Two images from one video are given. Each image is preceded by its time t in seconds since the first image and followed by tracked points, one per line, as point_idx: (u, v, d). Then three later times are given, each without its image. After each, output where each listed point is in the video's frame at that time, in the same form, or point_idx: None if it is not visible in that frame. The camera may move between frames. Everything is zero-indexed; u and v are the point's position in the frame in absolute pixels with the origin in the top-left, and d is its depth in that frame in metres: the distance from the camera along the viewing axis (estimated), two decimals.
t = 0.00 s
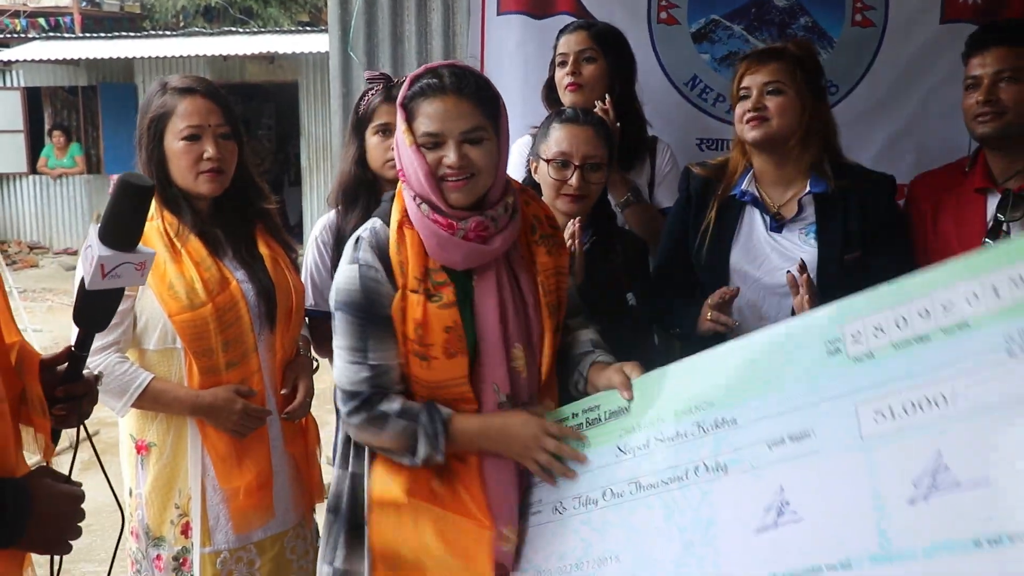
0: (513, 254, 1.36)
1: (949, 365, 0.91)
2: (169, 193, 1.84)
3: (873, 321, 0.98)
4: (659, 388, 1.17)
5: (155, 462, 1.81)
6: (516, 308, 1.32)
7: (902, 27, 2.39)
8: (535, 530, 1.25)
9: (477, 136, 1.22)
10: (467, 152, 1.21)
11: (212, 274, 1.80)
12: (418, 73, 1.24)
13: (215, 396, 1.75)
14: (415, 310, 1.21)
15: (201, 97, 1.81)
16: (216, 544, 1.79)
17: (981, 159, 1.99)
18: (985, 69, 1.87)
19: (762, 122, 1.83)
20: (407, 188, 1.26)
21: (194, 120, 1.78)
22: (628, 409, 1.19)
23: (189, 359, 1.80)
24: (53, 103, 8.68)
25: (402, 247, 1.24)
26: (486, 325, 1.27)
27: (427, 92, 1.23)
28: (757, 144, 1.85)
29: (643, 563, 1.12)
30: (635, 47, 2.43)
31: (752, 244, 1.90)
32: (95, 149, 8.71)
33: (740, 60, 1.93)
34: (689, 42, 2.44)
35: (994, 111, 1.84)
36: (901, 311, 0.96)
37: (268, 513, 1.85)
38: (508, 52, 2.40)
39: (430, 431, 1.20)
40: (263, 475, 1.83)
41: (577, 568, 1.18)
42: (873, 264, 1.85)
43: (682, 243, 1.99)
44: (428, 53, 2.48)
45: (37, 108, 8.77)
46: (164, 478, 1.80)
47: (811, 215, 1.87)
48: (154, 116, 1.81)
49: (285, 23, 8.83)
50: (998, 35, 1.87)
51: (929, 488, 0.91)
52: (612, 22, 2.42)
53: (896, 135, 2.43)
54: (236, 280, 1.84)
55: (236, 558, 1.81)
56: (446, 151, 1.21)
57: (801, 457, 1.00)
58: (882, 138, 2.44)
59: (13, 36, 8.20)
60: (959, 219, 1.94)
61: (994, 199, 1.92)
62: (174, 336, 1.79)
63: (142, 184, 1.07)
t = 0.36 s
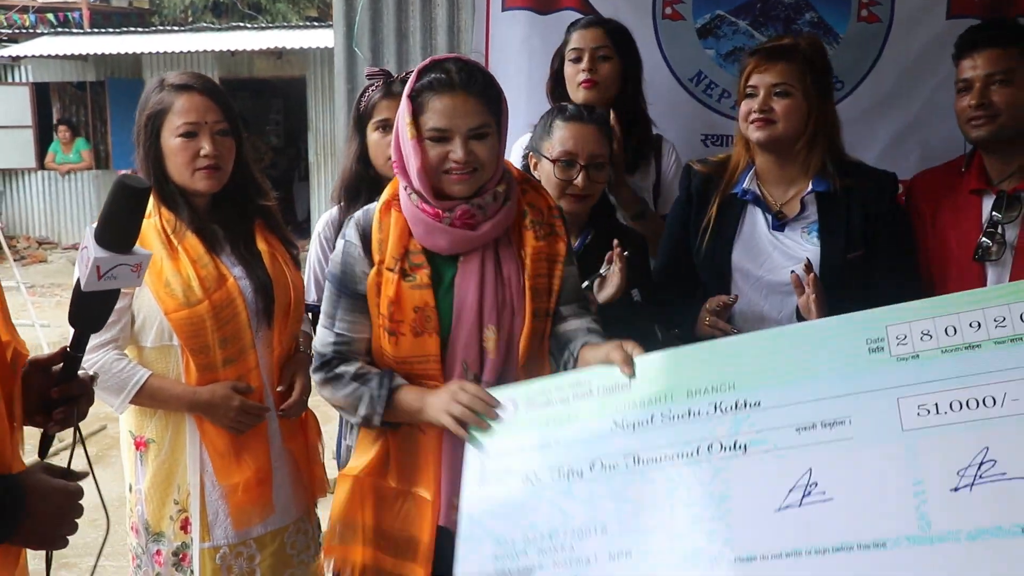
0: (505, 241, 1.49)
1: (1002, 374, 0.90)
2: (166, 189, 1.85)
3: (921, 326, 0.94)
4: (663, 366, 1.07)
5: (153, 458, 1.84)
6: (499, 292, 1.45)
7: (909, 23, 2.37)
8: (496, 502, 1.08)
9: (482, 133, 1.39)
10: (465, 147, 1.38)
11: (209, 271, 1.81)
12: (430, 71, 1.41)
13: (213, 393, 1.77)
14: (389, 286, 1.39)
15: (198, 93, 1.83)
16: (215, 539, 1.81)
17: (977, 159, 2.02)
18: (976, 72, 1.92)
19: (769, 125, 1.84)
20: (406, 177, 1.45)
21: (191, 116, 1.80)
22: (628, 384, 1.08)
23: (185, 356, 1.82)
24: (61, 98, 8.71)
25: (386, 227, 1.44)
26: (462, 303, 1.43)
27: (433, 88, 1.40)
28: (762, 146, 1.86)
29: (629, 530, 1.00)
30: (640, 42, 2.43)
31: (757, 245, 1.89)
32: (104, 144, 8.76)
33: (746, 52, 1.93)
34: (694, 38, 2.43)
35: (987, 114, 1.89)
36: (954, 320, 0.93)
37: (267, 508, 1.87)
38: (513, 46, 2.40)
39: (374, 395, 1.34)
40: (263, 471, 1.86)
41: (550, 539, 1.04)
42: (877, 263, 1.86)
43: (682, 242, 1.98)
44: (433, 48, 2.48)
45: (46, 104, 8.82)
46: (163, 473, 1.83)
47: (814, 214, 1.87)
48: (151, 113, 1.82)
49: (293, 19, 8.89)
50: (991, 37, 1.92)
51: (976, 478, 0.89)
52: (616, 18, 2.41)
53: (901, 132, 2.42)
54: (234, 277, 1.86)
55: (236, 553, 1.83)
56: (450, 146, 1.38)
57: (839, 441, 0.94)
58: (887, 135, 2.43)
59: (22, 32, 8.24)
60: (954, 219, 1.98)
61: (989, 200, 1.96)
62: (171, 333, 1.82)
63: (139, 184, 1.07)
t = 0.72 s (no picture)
0: (477, 236, 1.65)
1: (894, 477, 1.17)
2: (157, 191, 1.90)
3: (847, 408, 1.21)
4: (600, 341, 1.33)
5: (147, 460, 1.90)
6: (473, 283, 1.62)
7: (905, 23, 2.37)
8: (406, 407, 1.37)
9: (451, 134, 1.53)
10: (434, 148, 1.52)
11: (200, 274, 1.86)
12: (398, 74, 1.55)
13: (207, 397, 1.82)
14: (359, 285, 1.56)
15: (186, 96, 1.86)
16: (209, 542, 1.84)
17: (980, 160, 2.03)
18: (980, 73, 1.93)
19: (765, 127, 1.87)
20: (375, 178, 1.61)
21: (179, 119, 1.84)
22: (566, 347, 1.34)
23: (177, 359, 1.87)
24: (65, 98, 8.79)
25: (356, 229, 1.60)
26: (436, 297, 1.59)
27: (404, 89, 1.53)
28: (756, 148, 1.90)
29: (525, 490, 1.30)
30: (635, 43, 2.45)
31: (751, 248, 1.91)
32: (107, 143, 8.80)
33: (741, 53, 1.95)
34: (690, 38, 2.44)
35: (991, 116, 1.90)
36: (879, 413, 1.19)
37: (262, 511, 1.89)
38: (510, 48, 2.41)
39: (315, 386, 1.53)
40: (257, 473, 1.89)
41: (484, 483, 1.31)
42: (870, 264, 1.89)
43: (675, 248, 2.00)
44: (430, 49, 2.50)
45: (49, 103, 8.86)
46: (156, 475, 1.89)
47: (807, 216, 1.90)
48: (140, 115, 1.87)
49: (296, 16, 8.89)
50: (991, 40, 1.93)
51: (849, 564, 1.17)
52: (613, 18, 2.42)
53: (897, 132, 2.42)
54: (225, 279, 1.90)
55: (230, 555, 1.86)
56: (420, 147, 1.53)
57: (742, 479, 1.23)
58: (883, 136, 2.44)
59: (26, 32, 8.27)
60: (957, 220, 1.99)
61: (992, 201, 1.97)
62: (162, 336, 1.87)
63: (120, 170, 1.17)
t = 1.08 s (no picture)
0: (474, 271, 1.67)
1: (868, 514, 1.42)
2: (174, 222, 1.98)
3: (825, 449, 1.43)
4: (585, 378, 1.50)
5: (170, 491, 1.97)
6: (470, 320, 1.64)
7: (920, 50, 2.37)
8: (401, 435, 1.55)
9: (462, 170, 1.55)
10: (448, 186, 1.54)
11: (221, 307, 1.93)
12: (402, 112, 1.54)
13: (231, 434, 1.90)
14: (350, 325, 1.59)
15: (204, 132, 1.95)
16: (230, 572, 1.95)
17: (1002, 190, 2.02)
18: (1000, 104, 1.93)
19: (772, 161, 1.89)
20: (370, 216, 1.62)
21: (193, 154, 1.92)
22: (556, 385, 1.51)
23: (197, 393, 1.94)
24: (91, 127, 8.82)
25: (348, 269, 1.62)
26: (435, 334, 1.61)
27: (412, 127, 1.52)
28: (766, 181, 1.91)
29: (515, 520, 1.53)
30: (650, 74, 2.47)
31: (766, 279, 1.92)
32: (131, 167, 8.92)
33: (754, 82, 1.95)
34: (705, 68, 2.45)
35: (1011, 148, 1.90)
36: (848, 454, 1.42)
37: (281, 542, 1.97)
38: (526, 79, 2.47)
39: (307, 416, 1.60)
40: (277, 505, 1.97)
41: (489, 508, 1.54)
42: (883, 298, 1.89)
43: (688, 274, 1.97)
44: (447, 82, 2.56)
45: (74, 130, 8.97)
46: (178, 507, 1.96)
47: (817, 247, 1.90)
48: (161, 151, 1.96)
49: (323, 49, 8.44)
50: (1010, 71, 1.94)
51: None
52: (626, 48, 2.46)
53: (913, 159, 2.42)
54: (245, 312, 1.97)
55: None
56: (433, 185, 1.53)
57: (718, 514, 1.47)
58: (898, 164, 2.43)
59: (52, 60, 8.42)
60: (982, 248, 1.99)
61: (1017, 231, 1.96)
62: (183, 369, 1.94)
63: (109, 183, 1.34)
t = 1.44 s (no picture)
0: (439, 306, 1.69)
1: (802, 526, 1.51)
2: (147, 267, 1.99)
3: (768, 470, 1.50)
4: (550, 411, 1.53)
5: (140, 527, 1.94)
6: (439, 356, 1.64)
7: (863, 75, 2.47)
8: (374, 475, 1.54)
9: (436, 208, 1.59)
10: (422, 223, 1.57)
11: (191, 346, 1.92)
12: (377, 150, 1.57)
13: (200, 470, 1.87)
14: (322, 364, 1.57)
15: (176, 177, 1.97)
16: None
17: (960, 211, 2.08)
18: (959, 136, 1.97)
19: (727, 191, 1.97)
20: (339, 254, 1.61)
21: (166, 198, 1.95)
22: (522, 419, 1.54)
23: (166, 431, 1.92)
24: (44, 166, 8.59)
25: (316, 308, 1.60)
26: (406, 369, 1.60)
27: (384, 166, 1.56)
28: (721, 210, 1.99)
29: (487, 547, 1.56)
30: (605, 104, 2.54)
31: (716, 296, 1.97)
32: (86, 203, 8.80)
33: (705, 114, 2.04)
34: (658, 97, 2.52)
35: (972, 178, 1.94)
36: (789, 472, 1.50)
37: None
38: (486, 113, 2.55)
39: (273, 452, 1.58)
40: (247, 539, 1.95)
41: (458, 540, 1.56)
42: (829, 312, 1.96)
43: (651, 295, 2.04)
44: (406, 117, 2.67)
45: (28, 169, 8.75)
46: (148, 543, 1.93)
47: (768, 268, 1.96)
48: (133, 197, 1.98)
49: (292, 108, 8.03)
50: (966, 103, 1.97)
51: None
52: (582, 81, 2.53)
53: (862, 179, 2.52)
54: (216, 351, 1.96)
55: None
56: (409, 223, 1.56)
57: (672, 532, 1.54)
58: (848, 184, 2.53)
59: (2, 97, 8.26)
60: (938, 267, 2.06)
61: (975, 247, 2.02)
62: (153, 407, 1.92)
63: (84, 247, 1.33)
